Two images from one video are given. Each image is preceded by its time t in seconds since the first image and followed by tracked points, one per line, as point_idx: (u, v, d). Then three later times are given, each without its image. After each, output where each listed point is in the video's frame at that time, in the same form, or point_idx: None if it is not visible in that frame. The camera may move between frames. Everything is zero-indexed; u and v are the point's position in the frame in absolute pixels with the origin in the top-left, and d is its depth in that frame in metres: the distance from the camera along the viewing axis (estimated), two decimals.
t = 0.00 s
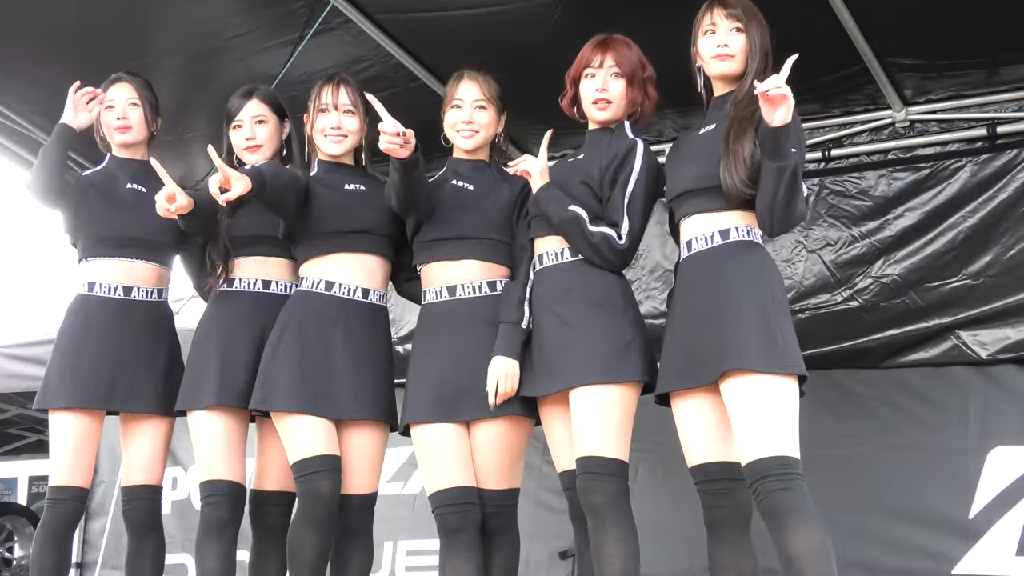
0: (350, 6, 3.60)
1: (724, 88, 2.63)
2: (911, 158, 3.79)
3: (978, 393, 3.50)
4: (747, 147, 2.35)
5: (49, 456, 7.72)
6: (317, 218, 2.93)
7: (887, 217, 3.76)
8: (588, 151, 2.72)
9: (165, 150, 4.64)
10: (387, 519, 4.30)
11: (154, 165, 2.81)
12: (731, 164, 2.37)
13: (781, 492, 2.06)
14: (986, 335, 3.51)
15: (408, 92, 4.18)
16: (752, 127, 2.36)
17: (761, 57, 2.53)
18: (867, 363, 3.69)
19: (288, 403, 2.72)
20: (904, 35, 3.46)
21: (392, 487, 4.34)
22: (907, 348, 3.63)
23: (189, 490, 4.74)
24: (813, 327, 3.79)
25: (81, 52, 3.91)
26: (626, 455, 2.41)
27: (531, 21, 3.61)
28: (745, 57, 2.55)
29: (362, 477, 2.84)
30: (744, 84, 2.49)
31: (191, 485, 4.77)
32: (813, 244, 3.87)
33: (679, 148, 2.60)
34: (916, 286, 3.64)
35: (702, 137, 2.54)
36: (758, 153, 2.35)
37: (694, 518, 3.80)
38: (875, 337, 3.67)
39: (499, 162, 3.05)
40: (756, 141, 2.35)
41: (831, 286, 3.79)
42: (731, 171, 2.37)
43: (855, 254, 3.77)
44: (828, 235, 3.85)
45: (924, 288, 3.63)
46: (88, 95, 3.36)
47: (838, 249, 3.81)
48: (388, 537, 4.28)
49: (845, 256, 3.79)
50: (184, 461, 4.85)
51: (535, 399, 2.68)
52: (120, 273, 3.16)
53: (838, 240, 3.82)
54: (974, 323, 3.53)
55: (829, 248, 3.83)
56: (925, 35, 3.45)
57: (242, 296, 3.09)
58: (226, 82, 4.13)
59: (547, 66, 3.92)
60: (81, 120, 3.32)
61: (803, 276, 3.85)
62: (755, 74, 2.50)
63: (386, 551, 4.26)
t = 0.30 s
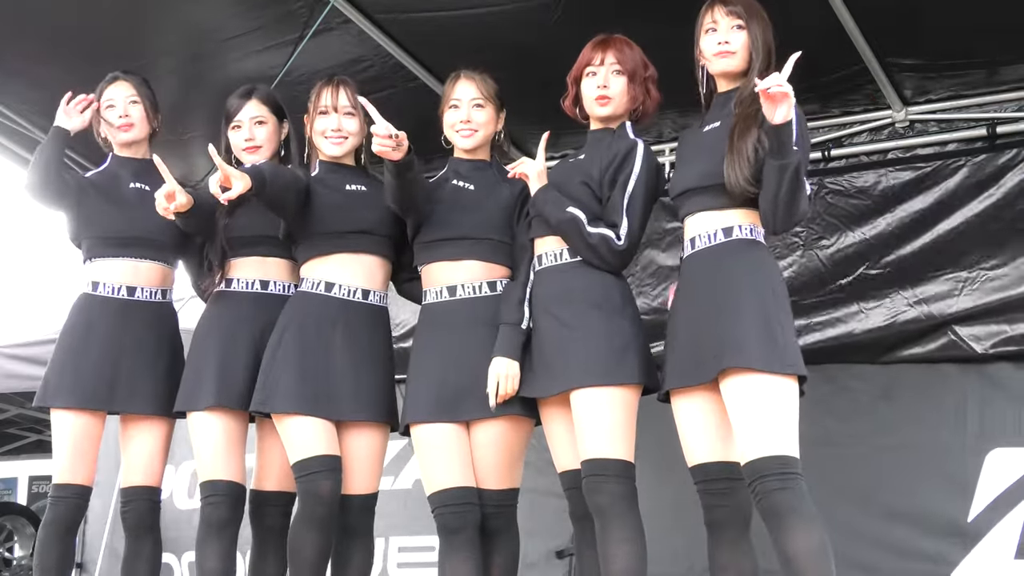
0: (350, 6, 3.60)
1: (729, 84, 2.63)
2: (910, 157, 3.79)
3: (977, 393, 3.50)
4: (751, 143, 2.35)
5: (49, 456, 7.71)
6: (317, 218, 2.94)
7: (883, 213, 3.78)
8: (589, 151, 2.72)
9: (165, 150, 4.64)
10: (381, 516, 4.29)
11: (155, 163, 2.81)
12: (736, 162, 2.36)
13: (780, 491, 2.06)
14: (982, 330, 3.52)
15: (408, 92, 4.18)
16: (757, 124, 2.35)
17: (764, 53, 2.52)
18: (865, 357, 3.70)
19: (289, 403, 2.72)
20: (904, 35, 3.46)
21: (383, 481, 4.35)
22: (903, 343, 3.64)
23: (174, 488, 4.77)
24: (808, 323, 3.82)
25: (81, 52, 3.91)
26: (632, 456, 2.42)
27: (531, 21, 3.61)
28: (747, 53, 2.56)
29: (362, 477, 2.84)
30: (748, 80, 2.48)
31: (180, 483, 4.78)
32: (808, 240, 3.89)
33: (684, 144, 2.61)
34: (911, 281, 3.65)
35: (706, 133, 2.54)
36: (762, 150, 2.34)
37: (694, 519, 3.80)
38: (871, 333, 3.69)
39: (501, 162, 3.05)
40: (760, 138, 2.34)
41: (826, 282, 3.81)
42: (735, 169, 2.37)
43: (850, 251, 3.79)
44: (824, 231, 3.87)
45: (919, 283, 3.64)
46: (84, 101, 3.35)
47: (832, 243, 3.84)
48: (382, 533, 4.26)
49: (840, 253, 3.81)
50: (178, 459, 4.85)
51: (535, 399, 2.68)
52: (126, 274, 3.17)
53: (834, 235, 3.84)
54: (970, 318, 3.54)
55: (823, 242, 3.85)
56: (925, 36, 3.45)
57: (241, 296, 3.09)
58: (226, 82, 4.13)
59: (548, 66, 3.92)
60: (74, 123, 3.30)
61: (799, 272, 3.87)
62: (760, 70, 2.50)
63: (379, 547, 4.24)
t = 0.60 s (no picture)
0: (350, 6, 3.60)
1: (730, 85, 2.63)
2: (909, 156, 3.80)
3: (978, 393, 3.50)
4: (753, 145, 2.36)
5: (48, 456, 7.71)
6: (318, 217, 2.94)
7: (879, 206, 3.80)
8: (589, 151, 2.71)
9: (165, 150, 4.64)
10: (384, 519, 4.29)
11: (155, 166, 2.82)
12: (738, 163, 2.37)
13: (781, 493, 2.06)
14: (977, 326, 3.52)
15: (408, 92, 4.18)
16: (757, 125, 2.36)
17: (764, 53, 2.52)
18: (866, 360, 3.71)
19: (289, 403, 2.72)
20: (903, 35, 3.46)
21: (387, 485, 4.35)
22: (903, 344, 3.64)
23: (174, 488, 4.78)
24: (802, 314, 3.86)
25: (82, 52, 3.91)
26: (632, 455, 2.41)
27: (531, 21, 3.61)
28: (747, 53, 2.55)
29: (362, 477, 2.84)
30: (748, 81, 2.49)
31: (180, 484, 4.78)
32: (804, 234, 3.92)
33: (688, 144, 2.62)
34: (907, 277, 3.67)
35: (709, 134, 2.55)
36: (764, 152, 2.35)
37: (694, 519, 3.80)
38: (867, 330, 3.70)
39: (499, 161, 3.04)
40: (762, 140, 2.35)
41: (818, 272, 3.86)
42: (737, 170, 2.37)
43: (843, 241, 3.84)
44: (820, 227, 3.90)
45: (913, 277, 3.66)
46: (95, 134, 3.42)
47: (826, 237, 3.88)
48: (384, 536, 4.27)
49: (832, 242, 3.86)
50: (179, 460, 4.85)
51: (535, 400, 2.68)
52: (126, 274, 3.16)
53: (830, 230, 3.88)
54: (970, 320, 3.53)
55: (818, 236, 3.89)
56: (925, 35, 3.45)
57: (240, 295, 3.09)
58: (226, 82, 4.13)
59: (548, 66, 3.92)
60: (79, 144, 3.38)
61: (793, 266, 3.92)
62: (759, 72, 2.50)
63: (384, 550, 4.25)
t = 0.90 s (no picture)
0: (350, 6, 3.60)
1: (727, 86, 2.64)
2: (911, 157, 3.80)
3: (978, 393, 3.49)
4: (754, 146, 2.36)
5: (49, 456, 7.70)
6: (319, 217, 2.94)
7: (882, 212, 3.80)
8: (588, 151, 2.72)
9: (165, 150, 4.63)
10: (389, 522, 4.30)
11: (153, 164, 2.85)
12: (739, 164, 2.37)
13: (769, 492, 2.07)
14: (989, 338, 3.50)
15: (408, 91, 4.18)
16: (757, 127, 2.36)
17: (760, 54, 2.53)
18: (869, 364, 3.70)
19: (289, 403, 2.72)
20: (903, 35, 3.47)
21: (394, 490, 4.34)
22: (906, 348, 3.64)
23: (174, 489, 4.78)
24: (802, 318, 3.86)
25: (82, 52, 3.91)
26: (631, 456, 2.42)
27: (531, 21, 3.61)
28: (744, 54, 2.56)
29: (363, 477, 2.85)
30: (746, 83, 2.50)
31: (181, 484, 4.78)
32: (806, 238, 3.91)
33: (680, 148, 2.62)
34: (911, 283, 3.68)
35: (706, 136, 2.55)
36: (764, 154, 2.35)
37: (694, 519, 3.80)
38: (870, 337, 3.69)
39: (499, 161, 3.05)
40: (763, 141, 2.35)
41: (822, 278, 3.85)
42: (738, 171, 2.37)
43: (847, 247, 3.83)
44: (822, 230, 3.89)
45: (918, 285, 3.66)
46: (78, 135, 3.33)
47: (830, 242, 3.87)
48: (390, 540, 4.26)
49: (836, 248, 3.85)
50: (179, 461, 4.85)
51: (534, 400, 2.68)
52: (128, 273, 3.17)
53: (832, 234, 3.87)
54: (974, 324, 3.54)
55: (821, 240, 3.88)
56: (925, 36, 3.45)
57: (240, 295, 3.09)
58: (226, 82, 4.13)
59: (548, 66, 3.92)
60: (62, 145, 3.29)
61: (795, 270, 3.91)
62: (756, 73, 2.51)
63: (391, 555, 4.24)
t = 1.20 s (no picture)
0: (351, 7, 3.61)
1: (723, 90, 2.63)
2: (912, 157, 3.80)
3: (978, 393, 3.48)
4: (747, 149, 2.35)
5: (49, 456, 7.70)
6: (319, 217, 2.94)
7: (886, 216, 3.78)
8: (586, 150, 2.72)
9: (166, 150, 4.64)
10: (389, 523, 4.30)
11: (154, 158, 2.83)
12: (732, 167, 2.37)
13: (769, 493, 2.07)
14: (995, 340, 3.48)
15: (407, 92, 4.18)
16: (752, 129, 2.36)
17: (757, 57, 2.54)
18: (871, 365, 3.70)
19: (290, 402, 2.72)
20: (902, 36, 3.47)
21: (395, 490, 4.35)
22: (910, 351, 3.64)
23: (175, 489, 4.77)
24: (807, 323, 3.85)
25: (83, 52, 3.91)
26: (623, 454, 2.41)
27: (530, 21, 3.62)
28: (741, 57, 2.56)
29: (362, 477, 2.84)
30: (744, 86, 2.50)
31: (181, 485, 4.78)
32: (811, 242, 3.91)
33: (678, 147, 2.61)
34: (915, 287, 3.66)
35: (702, 138, 2.54)
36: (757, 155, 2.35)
37: (694, 519, 3.79)
38: (874, 339, 3.70)
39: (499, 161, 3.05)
40: (756, 144, 2.35)
41: (827, 283, 3.84)
42: (730, 174, 2.37)
43: (852, 252, 3.82)
44: (826, 234, 3.88)
45: (923, 289, 3.65)
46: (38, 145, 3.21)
47: (835, 246, 3.86)
48: (391, 540, 4.27)
49: (841, 253, 3.84)
50: (179, 462, 4.85)
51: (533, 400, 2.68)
52: (131, 272, 3.17)
53: (837, 238, 3.86)
54: (977, 326, 3.53)
55: (826, 244, 3.87)
56: (925, 36, 3.45)
57: (241, 295, 3.10)
58: (226, 82, 4.13)
59: (548, 67, 3.92)
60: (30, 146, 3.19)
61: (800, 274, 3.91)
62: (754, 75, 2.52)
63: (391, 555, 4.25)
